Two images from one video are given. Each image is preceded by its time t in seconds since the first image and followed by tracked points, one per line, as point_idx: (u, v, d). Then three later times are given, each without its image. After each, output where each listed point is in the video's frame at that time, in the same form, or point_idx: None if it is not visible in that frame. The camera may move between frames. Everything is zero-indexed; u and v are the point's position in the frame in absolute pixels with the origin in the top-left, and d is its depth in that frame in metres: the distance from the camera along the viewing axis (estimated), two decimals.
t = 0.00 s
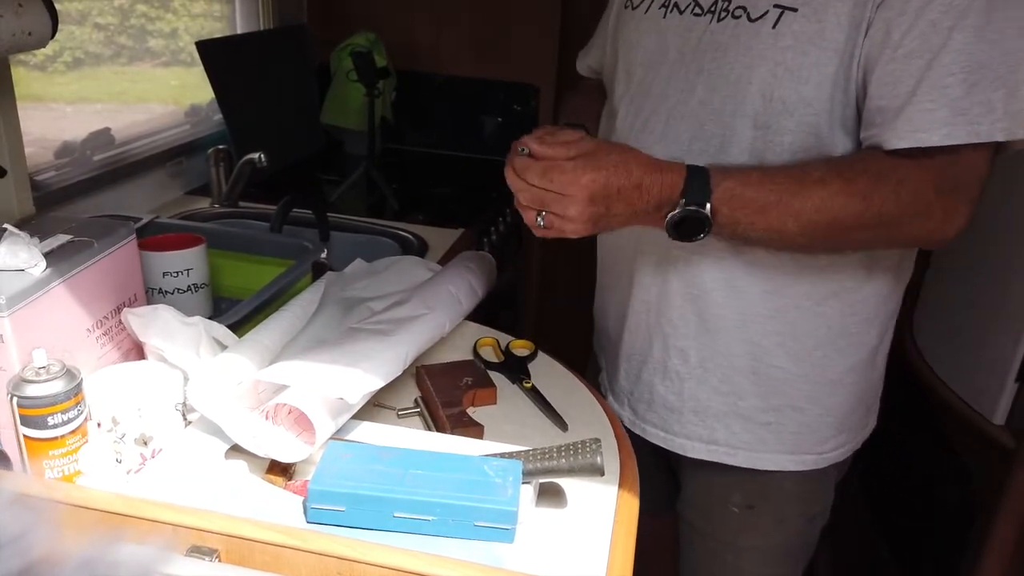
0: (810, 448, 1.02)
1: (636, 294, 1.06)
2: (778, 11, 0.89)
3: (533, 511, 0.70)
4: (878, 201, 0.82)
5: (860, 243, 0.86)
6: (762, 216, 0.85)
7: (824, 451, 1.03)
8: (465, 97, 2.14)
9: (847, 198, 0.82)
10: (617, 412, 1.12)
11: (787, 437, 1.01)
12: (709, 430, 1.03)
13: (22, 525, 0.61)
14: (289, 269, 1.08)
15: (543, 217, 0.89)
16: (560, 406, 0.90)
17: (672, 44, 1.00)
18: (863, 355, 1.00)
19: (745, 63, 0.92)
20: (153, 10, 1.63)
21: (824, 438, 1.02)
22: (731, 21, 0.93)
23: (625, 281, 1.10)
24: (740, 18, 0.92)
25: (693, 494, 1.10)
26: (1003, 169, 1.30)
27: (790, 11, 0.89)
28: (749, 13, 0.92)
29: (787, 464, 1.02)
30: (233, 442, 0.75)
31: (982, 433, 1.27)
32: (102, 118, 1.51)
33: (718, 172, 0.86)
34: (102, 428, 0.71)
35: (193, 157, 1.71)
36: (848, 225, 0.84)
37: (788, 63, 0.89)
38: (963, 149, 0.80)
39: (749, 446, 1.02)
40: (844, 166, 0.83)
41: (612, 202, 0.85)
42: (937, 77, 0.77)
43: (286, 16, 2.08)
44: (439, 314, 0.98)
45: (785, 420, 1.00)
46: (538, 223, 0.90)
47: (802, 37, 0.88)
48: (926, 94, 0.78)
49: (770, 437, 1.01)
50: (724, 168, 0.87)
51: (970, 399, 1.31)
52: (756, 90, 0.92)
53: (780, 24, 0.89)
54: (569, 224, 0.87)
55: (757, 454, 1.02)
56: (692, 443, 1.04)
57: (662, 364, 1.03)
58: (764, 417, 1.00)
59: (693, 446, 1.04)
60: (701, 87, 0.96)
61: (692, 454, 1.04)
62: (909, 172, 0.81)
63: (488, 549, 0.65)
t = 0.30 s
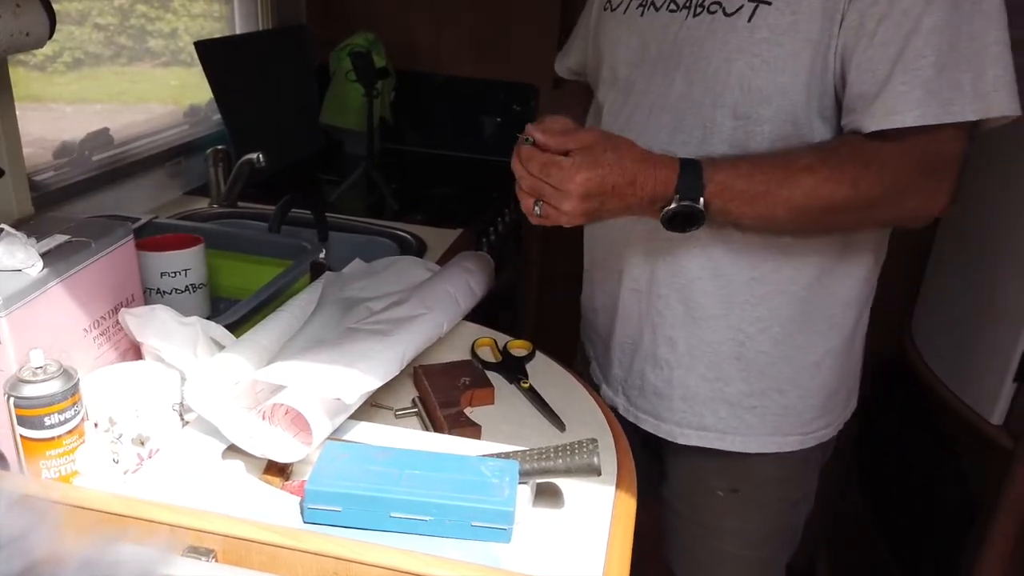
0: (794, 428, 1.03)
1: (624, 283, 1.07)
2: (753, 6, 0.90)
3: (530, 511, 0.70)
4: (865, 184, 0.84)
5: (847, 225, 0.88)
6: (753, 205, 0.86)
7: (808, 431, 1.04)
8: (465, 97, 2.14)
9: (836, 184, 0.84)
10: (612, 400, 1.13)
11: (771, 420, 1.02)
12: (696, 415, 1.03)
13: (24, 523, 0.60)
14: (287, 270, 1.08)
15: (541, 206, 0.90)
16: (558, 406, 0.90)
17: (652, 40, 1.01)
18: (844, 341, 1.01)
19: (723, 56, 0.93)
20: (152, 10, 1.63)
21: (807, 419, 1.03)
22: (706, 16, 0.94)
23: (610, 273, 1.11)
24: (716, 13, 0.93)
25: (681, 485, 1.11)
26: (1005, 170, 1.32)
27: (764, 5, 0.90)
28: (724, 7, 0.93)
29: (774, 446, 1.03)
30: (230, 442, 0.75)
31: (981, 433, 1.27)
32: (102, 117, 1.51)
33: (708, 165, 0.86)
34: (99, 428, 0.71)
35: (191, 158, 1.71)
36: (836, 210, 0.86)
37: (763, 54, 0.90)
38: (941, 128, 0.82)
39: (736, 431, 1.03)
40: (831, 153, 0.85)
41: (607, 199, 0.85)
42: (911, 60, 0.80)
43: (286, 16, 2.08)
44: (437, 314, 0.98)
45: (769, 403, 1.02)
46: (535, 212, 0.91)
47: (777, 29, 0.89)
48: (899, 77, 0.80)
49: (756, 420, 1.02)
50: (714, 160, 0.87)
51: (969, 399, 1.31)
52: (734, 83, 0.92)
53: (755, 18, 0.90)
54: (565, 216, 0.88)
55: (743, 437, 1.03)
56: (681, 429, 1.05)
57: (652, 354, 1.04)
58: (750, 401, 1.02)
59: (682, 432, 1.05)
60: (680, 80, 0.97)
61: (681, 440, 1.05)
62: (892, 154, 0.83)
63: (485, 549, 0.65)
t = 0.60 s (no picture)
0: (780, 412, 1.04)
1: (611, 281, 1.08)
2: (720, 8, 0.92)
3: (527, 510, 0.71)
4: (844, 172, 0.83)
5: (831, 218, 0.87)
6: (740, 206, 0.86)
7: (792, 415, 1.05)
8: (465, 97, 2.14)
9: (814, 175, 0.84)
10: (600, 391, 1.14)
11: (758, 405, 1.03)
12: (683, 401, 1.04)
13: (25, 522, 0.61)
14: (285, 270, 1.08)
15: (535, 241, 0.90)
16: (555, 406, 0.91)
17: (626, 44, 1.03)
18: (820, 335, 1.03)
19: (694, 57, 0.94)
20: (152, 11, 1.63)
21: (789, 414, 1.05)
22: (676, 19, 0.95)
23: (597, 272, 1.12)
24: (685, 16, 0.94)
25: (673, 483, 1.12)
26: (1002, 170, 1.33)
27: (731, 7, 0.91)
28: (693, 10, 0.94)
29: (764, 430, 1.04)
30: (228, 443, 0.76)
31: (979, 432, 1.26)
32: (102, 118, 1.51)
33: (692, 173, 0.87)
34: (97, 428, 0.71)
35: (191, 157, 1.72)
36: (818, 203, 0.85)
37: (730, 56, 0.91)
38: (912, 117, 0.83)
39: (724, 415, 1.03)
40: (806, 150, 0.85)
41: (593, 216, 0.85)
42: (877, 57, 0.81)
43: (287, 17, 2.09)
44: (435, 314, 0.98)
45: (754, 388, 1.02)
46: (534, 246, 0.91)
47: (743, 31, 0.90)
48: (865, 75, 0.82)
49: (741, 404, 1.03)
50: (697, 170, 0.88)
51: (968, 399, 1.31)
52: (705, 84, 0.94)
53: (723, 20, 0.92)
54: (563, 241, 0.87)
55: (731, 422, 1.04)
56: (668, 414, 1.05)
57: (637, 343, 1.05)
58: (735, 386, 1.02)
59: (669, 416, 1.05)
60: (654, 81, 0.98)
61: (669, 424, 1.06)
62: (867, 146, 0.83)
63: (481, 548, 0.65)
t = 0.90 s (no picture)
0: (772, 406, 1.07)
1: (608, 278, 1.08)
2: (684, 14, 0.95)
3: (529, 508, 0.71)
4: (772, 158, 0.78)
5: (777, 213, 0.79)
6: (661, 209, 0.78)
7: (783, 409, 1.08)
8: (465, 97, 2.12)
9: (742, 168, 0.78)
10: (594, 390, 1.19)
11: (747, 401, 1.06)
12: (673, 391, 1.08)
13: (25, 524, 0.63)
14: (286, 270, 1.08)
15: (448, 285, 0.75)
16: (557, 406, 0.91)
17: (606, 51, 1.06)
18: (801, 333, 1.05)
19: (663, 63, 0.97)
20: (152, 11, 1.63)
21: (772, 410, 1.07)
22: (647, 27, 0.99)
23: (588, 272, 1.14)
24: (655, 24, 0.98)
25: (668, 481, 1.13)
26: (1002, 169, 1.33)
27: (694, 12, 0.94)
28: (662, 17, 0.98)
29: (750, 425, 1.07)
30: (231, 441, 0.76)
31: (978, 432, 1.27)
32: (102, 118, 1.51)
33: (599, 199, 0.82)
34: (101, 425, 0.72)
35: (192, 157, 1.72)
36: (759, 197, 0.78)
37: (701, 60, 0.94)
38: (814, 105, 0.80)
39: (714, 408, 1.06)
40: (724, 151, 0.80)
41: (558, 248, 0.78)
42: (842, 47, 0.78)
43: (288, 18, 2.09)
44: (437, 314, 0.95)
45: (742, 383, 1.05)
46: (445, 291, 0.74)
47: (705, 36, 0.93)
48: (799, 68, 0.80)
49: (728, 399, 1.06)
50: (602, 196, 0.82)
51: (969, 399, 1.31)
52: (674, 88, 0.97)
53: (687, 25, 0.94)
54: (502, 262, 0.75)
55: (720, 416, 1.07)
56: (660, 406, 1.10)
57: (628, 337, 1.11)
58: (723, 379, 1.05)
59: (661, 408, 1.10)
60: (631, 85, 1.01)
61: (660, 415, 1.10)
62: (777, 134, 0.79)
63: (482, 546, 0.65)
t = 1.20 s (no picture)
0: (752, 432, 1.10)
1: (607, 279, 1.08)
2: (670, 20, 0.96)
3: (531, 507, 0.71)
4: (708, 167, 0.80)
5: (707, 224, 0.80)
6: (587, 222, 0.80)
7: (768, 436, 1.11)
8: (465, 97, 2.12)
9: (675, 175, 0.80)
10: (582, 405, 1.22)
11: (727, 423, 1.08)
12: (653, 411, 1.11)
13: (21, 524, 0.62)
14: (287, 270, 1.09)
15: (346, 344, 0.73)
16: (559, 406, 0.91)
17: (600, 55, 1.07)
18: (788, 336, 1.07)
19: (647, 74, 0.99)
20: (152, 11, 1.63)
21: (761, 412, 1.09)
22: (636, 31, 1.01)
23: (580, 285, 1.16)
24: (642, 28, 1.00)
25: (666, 481, 1.14)
26: (1003, 168, 1.32)
27: (678, 17, 0.95)
28: (648, 21, 0.99)
29: (730, 446, 1.09)
30: (234, 439, 0.76)
31: (979, 431, 1.27)
32: (102, 118, 1.51)
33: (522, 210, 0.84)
34: (102, 425, 0.71)
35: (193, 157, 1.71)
36: (688, 203, 0.80)
37: (683, 70, 0.95)
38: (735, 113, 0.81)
39: (691, 429, 1.09)
40: (662, 157, 0.82)
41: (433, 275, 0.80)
42: (835, 50, 0.78)
43: (289, 18, 2.10)
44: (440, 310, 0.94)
45: (721, 407, 1.07)
46: (343, 350, 0.72)
47: (688, 43, 0.94)
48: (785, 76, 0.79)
49: (709, 422, 1.08)
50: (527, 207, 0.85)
51: (970, 399, 1.30)
52: (657, 98, 0.98)
53: (672, 30, 0.96)
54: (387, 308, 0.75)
55: (699, 438, 1.09)
56: (640, 421, 1.12)
57: (621, 342, 1.11)
58: (705, 403, 1.07)
59: (642, 425, 1.12)
60: (617, 94, 1.02)
61: (641, 431, 1.13)
62: (704, 147, 0.80)
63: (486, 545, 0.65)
